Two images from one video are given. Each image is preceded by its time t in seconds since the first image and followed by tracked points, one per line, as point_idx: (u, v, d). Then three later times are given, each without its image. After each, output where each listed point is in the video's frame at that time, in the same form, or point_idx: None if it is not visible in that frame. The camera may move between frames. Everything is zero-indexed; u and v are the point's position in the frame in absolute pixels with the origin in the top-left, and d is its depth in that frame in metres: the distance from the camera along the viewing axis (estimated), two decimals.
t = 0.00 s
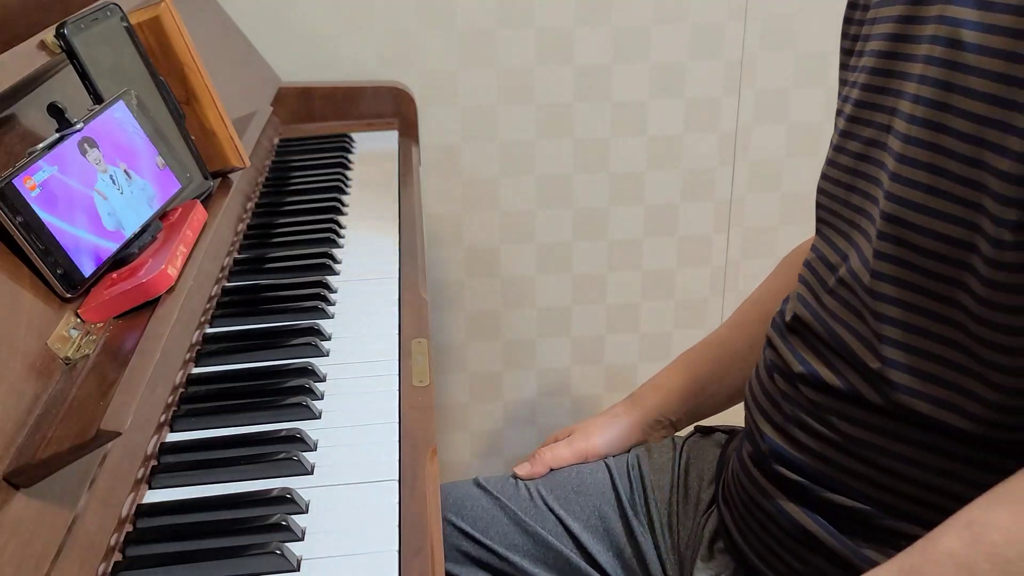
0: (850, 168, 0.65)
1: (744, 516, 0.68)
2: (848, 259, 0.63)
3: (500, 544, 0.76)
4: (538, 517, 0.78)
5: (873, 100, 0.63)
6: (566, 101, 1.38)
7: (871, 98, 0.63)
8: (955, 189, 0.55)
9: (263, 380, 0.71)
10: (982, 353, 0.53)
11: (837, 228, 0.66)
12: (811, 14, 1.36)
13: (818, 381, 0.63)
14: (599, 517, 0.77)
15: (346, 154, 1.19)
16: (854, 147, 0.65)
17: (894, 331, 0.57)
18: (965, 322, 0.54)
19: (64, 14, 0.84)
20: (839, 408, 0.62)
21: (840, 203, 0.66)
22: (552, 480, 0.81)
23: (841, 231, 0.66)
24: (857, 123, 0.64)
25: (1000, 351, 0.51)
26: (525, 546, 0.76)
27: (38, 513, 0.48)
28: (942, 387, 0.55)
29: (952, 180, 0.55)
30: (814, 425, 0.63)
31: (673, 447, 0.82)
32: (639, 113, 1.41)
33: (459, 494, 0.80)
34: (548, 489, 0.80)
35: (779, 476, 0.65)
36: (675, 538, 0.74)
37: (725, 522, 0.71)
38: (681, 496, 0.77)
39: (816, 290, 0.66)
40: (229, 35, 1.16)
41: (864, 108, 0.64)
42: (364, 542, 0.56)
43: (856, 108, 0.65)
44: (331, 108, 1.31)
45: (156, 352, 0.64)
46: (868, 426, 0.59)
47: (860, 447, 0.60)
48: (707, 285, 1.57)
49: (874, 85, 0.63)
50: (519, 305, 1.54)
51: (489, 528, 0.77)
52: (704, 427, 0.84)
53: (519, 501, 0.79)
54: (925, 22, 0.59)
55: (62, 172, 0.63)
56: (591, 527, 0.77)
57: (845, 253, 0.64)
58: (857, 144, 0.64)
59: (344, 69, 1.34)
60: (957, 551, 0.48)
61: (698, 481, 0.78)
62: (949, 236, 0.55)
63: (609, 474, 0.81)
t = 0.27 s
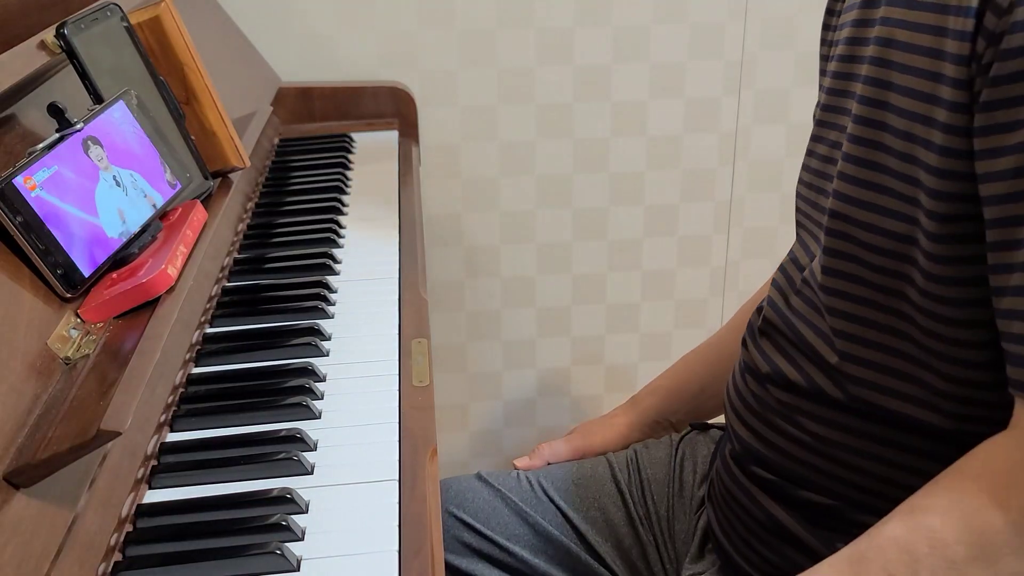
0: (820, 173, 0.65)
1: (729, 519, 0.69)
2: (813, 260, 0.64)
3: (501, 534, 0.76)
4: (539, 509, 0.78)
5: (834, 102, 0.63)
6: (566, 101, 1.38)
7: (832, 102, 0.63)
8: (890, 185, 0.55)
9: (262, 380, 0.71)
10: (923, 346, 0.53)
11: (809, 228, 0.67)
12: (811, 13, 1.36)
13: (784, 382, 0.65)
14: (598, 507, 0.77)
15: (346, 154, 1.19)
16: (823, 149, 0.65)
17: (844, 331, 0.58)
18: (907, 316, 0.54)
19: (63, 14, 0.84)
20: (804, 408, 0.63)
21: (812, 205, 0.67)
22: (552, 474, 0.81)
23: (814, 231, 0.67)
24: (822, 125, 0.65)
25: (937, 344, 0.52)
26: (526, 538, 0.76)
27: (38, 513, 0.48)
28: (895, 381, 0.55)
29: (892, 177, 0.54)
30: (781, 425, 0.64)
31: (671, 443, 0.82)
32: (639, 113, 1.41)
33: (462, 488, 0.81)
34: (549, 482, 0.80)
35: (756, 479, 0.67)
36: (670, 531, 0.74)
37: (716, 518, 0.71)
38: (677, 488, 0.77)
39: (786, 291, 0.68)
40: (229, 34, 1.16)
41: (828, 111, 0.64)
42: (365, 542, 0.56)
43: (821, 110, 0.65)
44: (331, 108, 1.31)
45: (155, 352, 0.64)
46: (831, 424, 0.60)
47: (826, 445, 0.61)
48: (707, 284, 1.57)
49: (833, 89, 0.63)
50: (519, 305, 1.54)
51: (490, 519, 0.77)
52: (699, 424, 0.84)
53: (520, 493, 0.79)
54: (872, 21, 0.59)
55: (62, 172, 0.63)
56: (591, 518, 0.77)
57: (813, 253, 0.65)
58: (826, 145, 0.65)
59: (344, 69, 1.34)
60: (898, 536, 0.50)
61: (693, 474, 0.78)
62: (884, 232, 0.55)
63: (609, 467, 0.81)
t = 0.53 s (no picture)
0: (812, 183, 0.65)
1: (726, 530, 0.69)
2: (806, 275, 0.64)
3: (498, 538, 0.76)
4: (536, 513, 0.77)
5: (827, 110, 0.63)
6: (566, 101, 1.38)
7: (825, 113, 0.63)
8: (889, 210, 0.54)
9: (262, 380, 0.71)
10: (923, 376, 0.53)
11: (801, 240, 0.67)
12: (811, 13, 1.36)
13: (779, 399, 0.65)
14: (595, 511, 0.77)
15: (346, 154, 1.19)
16: (816, 159, 0.65)
17: (841, 356, 0.58)
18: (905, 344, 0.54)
19: (64, 14, 0.84)
20: (800, 426, 0.63)
21: (805, 213, 0.66)
22: (550, 476, 0.81)
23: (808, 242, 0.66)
24: (812, 135, 0.65)
25: (935, 375, 0.52)
26: (523, 541, 0.76)
27: (38, 513, 0.48)
28: (894, 408, 0.56)
29: (890, 196, 0.54)
30: (777, 447, 0.65)
31: (668, 444, 0.82)
32: (639, 113, 1.41)
33: (459, 490, 0.80)
34: (546, 485, 0.80)
35: (753, 500, 0.67)
36: (666, 535, 0.74)
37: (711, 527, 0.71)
38: (674, 491, 0.77)
39: (778, 306, 0.67)
40: (229, 34, 1.16)
41: (820, 121, 0.64)
42: (365, 542, 0.56)
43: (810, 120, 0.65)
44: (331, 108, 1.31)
45: (156, 352, 0.64)
46: (829, 448, 0.61)
47: (824, 468, 0.61)
48: (708, 285, 1.57)
49: (826, 100, 0.63)
50: (519, 305, 1.54)
51: (488, 523, 0.77)
52: (696, 426, 0.84)
53: (516, 497, 0.79)
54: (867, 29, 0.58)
55: (62, 172, 0.63)
56: (587, 523, 0.76)
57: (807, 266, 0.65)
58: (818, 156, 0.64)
59: (344, 69, 1.33)
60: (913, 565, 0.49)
61: (689, 476, 0.78)
62: (881, 257, 0.55)
63: (605, 471, 0.81)
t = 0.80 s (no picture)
0: (831, 201, 0.61)
1: (733, 543, 0.65)
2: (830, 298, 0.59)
3: (497, 547, 0.74)
4: (533, 521, 0.76)
5: (851, 127, 0.59)
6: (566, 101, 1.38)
7: (849, 127, 0.59)
8: (939, 247, 0.51)
9: (262, 380, 0.71)
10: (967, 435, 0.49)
11: (820, 260, 0.62)
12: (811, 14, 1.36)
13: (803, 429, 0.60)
14: (593, 522, 0.76)
15: (346, 154, 1.19)
16: (836, 175, 0.60)
17: (879, 397, 0.54)
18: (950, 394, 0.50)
19: (63, 14, 0.84)
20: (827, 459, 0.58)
21: (823, 231, 0.62)
22: (548, 484, 0.80)
23: (825, 262, 0.62)
24: (831, 150, 0.60)
25: (976, 437, 0.49)
26: (522, 551, 0.74)
27: (38, 514, 0.48)
28: (933, 444, 0.52)
29: (938, 232, 0.50)
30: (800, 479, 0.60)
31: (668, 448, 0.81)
32: (639, 113, 1.41)
33: (456, 497, 0.79)
34: (544, 493, 0.79)
35: (770, 530, 0.62)
36: (664, 543, 0.73)
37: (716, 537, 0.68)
38: (674, 499, 0.76)
39: (796, 331, 0.63)
40: (229, 34, 1.16)
41: (843, 135, 0.59)
42: (366, 542, 0.56)
43: (828, 133, 0.61)
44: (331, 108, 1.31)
45: (155, 352, 0.64)
46: (858, 484, 0.56)
47: (847, 508, 0.57)
48: (708, 285, 1.57)
49: (851, 113, 0.58)
50: (519, 305, 1.54)
51: (484, 531, 0.75)
52: (697, 428, 0.83)
53: (513, 505, 0.78)
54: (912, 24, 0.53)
55: (62, 172, 0.63)
56: (585, 532, 0.75)
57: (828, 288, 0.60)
58: (839, 171, 0.60)
59: (344, 69, 1.33)
60: None
61: (689, 485, 0.76)
62: (930, 299, 0.51)
63: (605, 478, 0.79)
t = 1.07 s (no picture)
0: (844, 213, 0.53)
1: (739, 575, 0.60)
2: (848, 322, 0.52)
3: (485, 563, 0.69)
4: (522, 536, 0.71)
5: (874, 134, 0.50)
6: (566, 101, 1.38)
7: (870, 134, 0.50)
8: (991, 281, 0.43)
9: (262, 380, 0.71)
10: (1013, 483, 0.45)
11: (830, 278, 0.54)
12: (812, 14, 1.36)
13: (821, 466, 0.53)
14: (584, 538, 0.70)
15: (347, 154, 1.19)
16: (851, 185, 0.52)
17: (913, 438, 0.47)
18: (994, 437, 0.45)
19: (63, 14, 0.84)
20: (848, 501, 0.52)
21: (832, 246, 0.54)
22: (536, 498, 0.75)
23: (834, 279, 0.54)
24: (846, 156, 0.52)
25: None
26: (511, 567, 0.69)
27: (38, 515, 0.48)
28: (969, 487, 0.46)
29: (991, 262, 0.43)
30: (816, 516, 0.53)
31: (661, 456, 0.77)
32: (639, 113, 1.41)
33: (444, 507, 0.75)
34: (532, 506, 0.74)
35: (783, 563, 0.56)
36: (658, 557, 0.67)
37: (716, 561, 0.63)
38: (669, 513, 0.70)
39: (805, 353, 0.55)
40: (228, 34, 1.16)
41: (862, 142, 0.51)
42: (366, 543, 0.56)
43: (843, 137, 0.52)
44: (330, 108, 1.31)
45: (156, 351, 0.64)
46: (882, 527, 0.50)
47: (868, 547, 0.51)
48: (708, 285, 1.57)
49: (871, 119, 0.50)
50: (519, 305, 1.54)
51: (474, 546, 0.71)
52: (687, 433, 0.79)
53: (502, 518, 0.73)
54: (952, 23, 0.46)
55: (61, 173, 0.63)
56: (577, 549, 0.69)
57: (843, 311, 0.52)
58: (854, 181, 0.52)
59: (344, 69, 1.33)
60: None
61: (683, 497, 0.71)
62: (976, 336, 0.44)
63: (596, 491, 0.75)
